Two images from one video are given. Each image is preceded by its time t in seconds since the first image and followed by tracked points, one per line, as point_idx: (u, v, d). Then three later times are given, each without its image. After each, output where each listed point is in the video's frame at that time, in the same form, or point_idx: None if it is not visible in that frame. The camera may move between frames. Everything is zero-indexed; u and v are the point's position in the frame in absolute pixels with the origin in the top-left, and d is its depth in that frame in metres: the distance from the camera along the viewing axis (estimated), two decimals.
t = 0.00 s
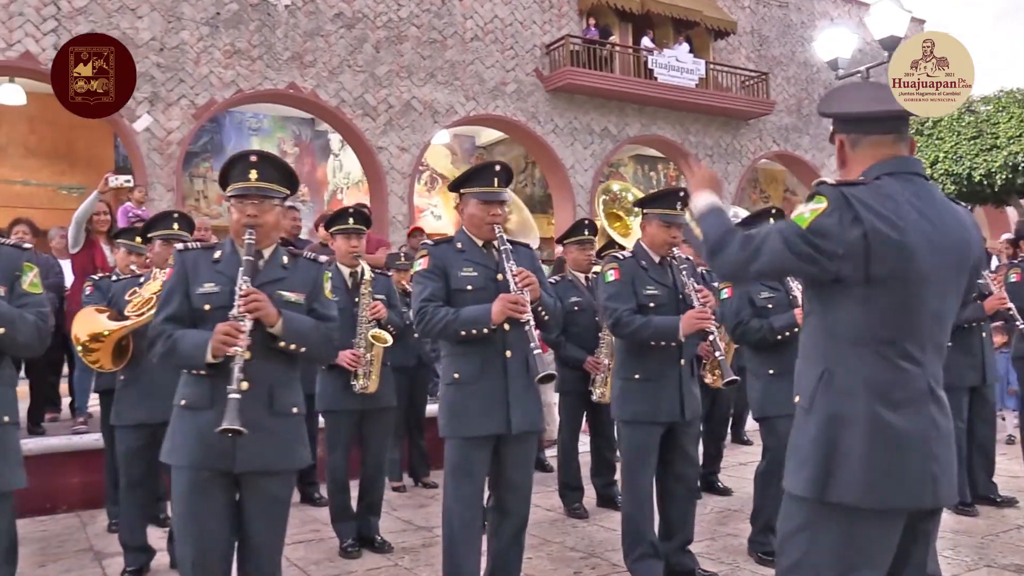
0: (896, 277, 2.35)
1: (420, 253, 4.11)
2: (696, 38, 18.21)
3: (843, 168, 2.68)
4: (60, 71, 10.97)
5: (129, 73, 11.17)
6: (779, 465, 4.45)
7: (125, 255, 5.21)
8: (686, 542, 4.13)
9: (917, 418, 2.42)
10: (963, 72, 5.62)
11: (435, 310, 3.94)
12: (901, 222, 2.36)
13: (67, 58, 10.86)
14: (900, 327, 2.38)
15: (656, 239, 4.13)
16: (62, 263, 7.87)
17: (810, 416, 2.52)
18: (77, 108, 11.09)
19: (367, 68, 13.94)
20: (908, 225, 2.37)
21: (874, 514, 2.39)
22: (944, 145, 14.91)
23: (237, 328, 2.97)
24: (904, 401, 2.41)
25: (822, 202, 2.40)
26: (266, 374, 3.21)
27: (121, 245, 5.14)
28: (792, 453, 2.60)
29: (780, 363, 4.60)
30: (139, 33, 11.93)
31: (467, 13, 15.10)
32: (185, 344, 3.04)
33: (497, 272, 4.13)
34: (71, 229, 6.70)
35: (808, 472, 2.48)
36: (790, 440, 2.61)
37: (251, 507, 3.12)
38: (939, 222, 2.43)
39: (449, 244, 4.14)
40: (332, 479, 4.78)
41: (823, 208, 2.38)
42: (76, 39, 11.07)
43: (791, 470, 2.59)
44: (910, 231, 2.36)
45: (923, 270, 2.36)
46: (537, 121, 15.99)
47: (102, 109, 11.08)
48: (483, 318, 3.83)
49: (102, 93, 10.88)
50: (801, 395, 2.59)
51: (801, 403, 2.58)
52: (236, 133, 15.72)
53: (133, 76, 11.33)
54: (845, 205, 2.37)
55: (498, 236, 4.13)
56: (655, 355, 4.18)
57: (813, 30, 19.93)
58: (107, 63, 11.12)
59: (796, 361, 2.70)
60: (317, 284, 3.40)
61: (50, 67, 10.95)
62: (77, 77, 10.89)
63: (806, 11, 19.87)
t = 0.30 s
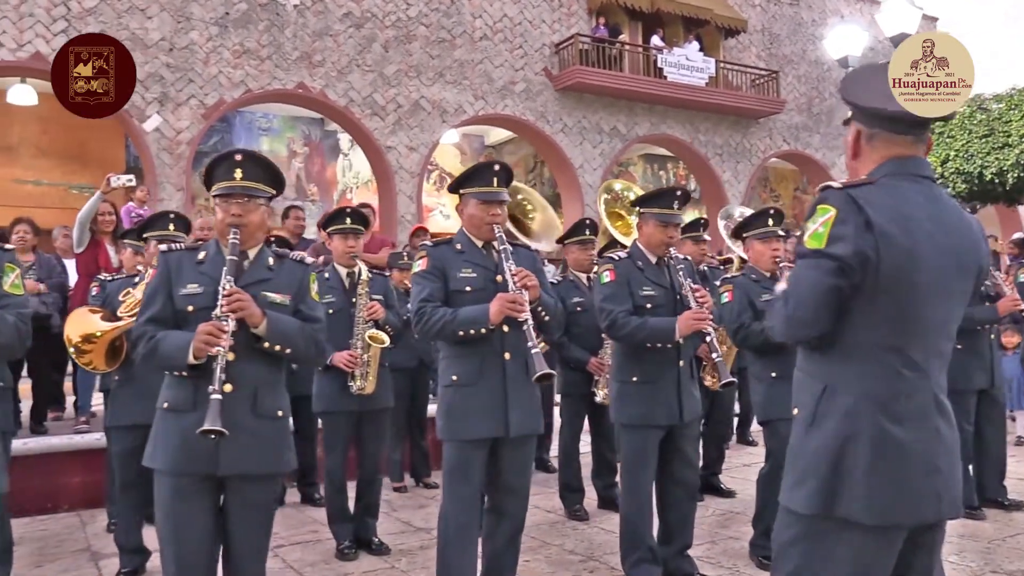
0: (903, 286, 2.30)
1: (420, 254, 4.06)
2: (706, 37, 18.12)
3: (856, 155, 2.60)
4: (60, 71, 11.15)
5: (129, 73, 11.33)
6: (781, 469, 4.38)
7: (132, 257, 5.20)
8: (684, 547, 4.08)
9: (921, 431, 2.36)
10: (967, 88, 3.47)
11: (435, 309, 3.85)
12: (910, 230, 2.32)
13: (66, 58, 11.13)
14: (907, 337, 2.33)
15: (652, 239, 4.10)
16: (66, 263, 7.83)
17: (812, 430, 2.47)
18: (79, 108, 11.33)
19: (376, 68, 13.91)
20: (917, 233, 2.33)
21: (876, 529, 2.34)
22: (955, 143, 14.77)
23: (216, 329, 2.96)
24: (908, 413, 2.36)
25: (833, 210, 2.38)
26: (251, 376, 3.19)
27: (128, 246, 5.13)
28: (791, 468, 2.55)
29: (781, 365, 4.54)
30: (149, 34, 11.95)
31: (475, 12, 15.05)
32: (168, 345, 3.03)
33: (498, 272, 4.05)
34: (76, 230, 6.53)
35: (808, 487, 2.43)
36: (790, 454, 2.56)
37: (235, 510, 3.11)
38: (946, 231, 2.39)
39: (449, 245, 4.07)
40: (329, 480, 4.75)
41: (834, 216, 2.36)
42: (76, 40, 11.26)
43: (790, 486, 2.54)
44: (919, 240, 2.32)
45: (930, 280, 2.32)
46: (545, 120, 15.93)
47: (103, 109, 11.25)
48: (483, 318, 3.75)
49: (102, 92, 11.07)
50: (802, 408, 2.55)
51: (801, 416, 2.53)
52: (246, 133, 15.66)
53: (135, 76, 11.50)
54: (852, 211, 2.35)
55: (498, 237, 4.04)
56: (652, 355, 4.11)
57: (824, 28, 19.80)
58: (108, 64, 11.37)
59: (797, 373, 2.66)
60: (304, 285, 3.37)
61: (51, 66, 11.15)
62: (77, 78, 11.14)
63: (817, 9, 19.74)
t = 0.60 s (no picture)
0: (923, 283, 2.28)
1: (418, 254, 4.01)
2: (716, 36, 18.02)
3: (870, 145, 2.52)
4: (60, 71, 11.26)
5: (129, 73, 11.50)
6: (782, 471, 4.33)
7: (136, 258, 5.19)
8: (683, 550, 4.03)
9: (934, 433, 2.34)
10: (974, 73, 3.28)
11: (432, 309, 3.80)
12: (928, 228, 2.31)
13: (66, 58, 11.22)
14: (921, 337, 2.31)
15: (649, 237, 4.05)
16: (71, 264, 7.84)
17: (823, 435, 2.40)
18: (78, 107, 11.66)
19: (385, 68, 13.88)
20: (934, 232, 2.32)
21: (889, 535, 2.30)
22: (966, 142, 14.64)
23: (213, 329, 2.94)
24: (922, 415, 2.33)
25: (856, 205, 2.33)
26: (245, 376, 3.17)
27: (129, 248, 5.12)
28: (795, 476, 2.48)
29: (780, 365, 4.49)
30: (158, 35, 11.97)
31: (484, 12, 15.01)
32: (162, 346, 2.99)
33: (495, 272, 4.01)
34: (79, 231, 6.47)
35: (820, 493, 2.36)
36: (794, 459, 2.49)
37: (227, 514, 3.08)
38: (957, 231, 2.39)
39: (447, 245, 4.03)
40: (327, 482, 4.73)
41: (857, 210, 2.31)
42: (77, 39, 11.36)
43: (794, 493, 2.47)
44: (937, 239, 2.31)
45: (944, 279, 2.32)
46: (554, 120, 15.88)
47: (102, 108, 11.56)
48: (479, 317, 3.70)
49: (101, 92, 11.34)
50: (807, 414, 2.48)
51: (808, 421, 2.46)
52: (255, 134, 15.69)
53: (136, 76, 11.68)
54: (875, 206, 2.31)
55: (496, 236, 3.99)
56: (653, 356, 4.05)
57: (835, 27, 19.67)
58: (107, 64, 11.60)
59: (796, 378, 2.59)
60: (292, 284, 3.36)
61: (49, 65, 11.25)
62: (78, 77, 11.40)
63: (829, 7, 19.61)
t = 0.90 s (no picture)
0: (924, 275, 2.28)
1: (413, 254, 3.99)
2: (726, 35, 17.93)
3: (865, 142, 2.45)
4: (60, 71, 10.85)
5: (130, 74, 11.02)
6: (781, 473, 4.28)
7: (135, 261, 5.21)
8: (681, 552, 3.98)
9: (932, 428, 2.33)
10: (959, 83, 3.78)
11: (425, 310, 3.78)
12: (927, 220, 2.32)
13: (65, 58, 10.81)
14: (919, 330, 2.31)
15: (643, 236, 4.01)
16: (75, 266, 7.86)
17: (826, 435, 2.32)
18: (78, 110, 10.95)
19: (393, 69, 13.87)
20: (931, 223, 2.33)
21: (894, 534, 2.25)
22: (978, 140, 14.50)
23: (213, 329, 2.90)
24: (921, 410, 2.31)
25: (864, 193, 2.28)
26: (240, 376, 3.12)
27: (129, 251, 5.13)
28: (792, 479, 2.39)
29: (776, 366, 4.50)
30: (167, 37, 11.98)
31: (493, 12, 14.99)
32: (157, 347, 2.94)
33: (490, 273, 3.97)
34: (82, 232, 6.46)
35: (827, 496, 2.28)
36: (791, 462, 2.40)
37: (222, 517, 2.99)
38: (947, 227, 2.40)
39: (442, 246, 4.00)
40: (326, 483, 4.70)
41: (866, 198, 2.26)
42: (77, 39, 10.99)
43: (793, 498, 2.37)
44: (934, 232, 2.32)
45: (940, 272, 2.32)
46: (564, 121, 15.83)
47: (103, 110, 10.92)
48: (469, 317, 3.67)
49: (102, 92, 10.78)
50: (805, 415, 2.39)
51: (807, 423, 2.36)
52: (265, 135, 15.64)
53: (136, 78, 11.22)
54: (884, 195, 2.27)
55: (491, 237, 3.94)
56: (649, 354, 4.00)
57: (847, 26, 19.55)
58: (108, 64, 11.05)
59: (784, 379, 2.51)
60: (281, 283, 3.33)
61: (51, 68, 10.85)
62: (77, 77, 10.80)
63: (840, 6, 19.50)
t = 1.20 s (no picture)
0: (905, 278, 2.30)
1: (401, 255, 4.00)
2: (740, 34, 17.84)
3: (843, 146, 2.41)
4: (60, 71, 10.88)
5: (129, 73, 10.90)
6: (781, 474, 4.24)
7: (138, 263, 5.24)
8: (678, 553, 3.96)
9: (910, 430, 2.34)
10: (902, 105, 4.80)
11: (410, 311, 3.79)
12: (906, 224, 2.35)
13: (65, 58, 10.84)
14: (897, 332, 2.32)
15: (636, 238, 4.01)
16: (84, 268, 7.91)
17: (817, 440, 2.26)
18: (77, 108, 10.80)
19: (405, 70, 13.89)
20: (908, 228, 2.36)
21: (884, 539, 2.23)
22: (992, 138, 14.36)
23: (205, 329, 2.91)
24: (900, 412, 2.32)
25: (856, 193, 2.25)
26: (231, 377, 3.13)
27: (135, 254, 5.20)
28: (780, 487, 2.31)
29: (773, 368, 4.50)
30: (179, 40, 12.04)
31: (505, 13, 14.99)
32: (149, 348, 2.95)
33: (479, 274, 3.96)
34: (87, 233, 6.53)
35: (821, 503, 2.22)
36: (779, 471, 2.31)
37: (213, 515, 2.99)
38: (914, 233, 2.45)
39: (429, 247, 4.01)
40: (326, 484, 4.71)
41: (859, 199, 2.24)
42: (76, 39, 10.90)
43: (781, 507, 2.29)
44: (912, 236, 2.35)
45: (915, 276, 2.35)
46: (577, 120, 15.78)
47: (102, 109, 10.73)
48: (454, 318, 3.65)
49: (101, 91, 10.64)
50: (793, 420, 2.32)
51: (796, 428, 2.30)
52: (278, 136, 15.63)
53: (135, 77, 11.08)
54: (874, 197, 2.26)
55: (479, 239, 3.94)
56: (642, 356, 3.99)
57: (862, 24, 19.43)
58: (108, 63, 10.90)
59: (763, 385, 2.44)
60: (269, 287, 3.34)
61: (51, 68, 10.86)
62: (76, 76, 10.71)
63: (855, 5, 19.38)
